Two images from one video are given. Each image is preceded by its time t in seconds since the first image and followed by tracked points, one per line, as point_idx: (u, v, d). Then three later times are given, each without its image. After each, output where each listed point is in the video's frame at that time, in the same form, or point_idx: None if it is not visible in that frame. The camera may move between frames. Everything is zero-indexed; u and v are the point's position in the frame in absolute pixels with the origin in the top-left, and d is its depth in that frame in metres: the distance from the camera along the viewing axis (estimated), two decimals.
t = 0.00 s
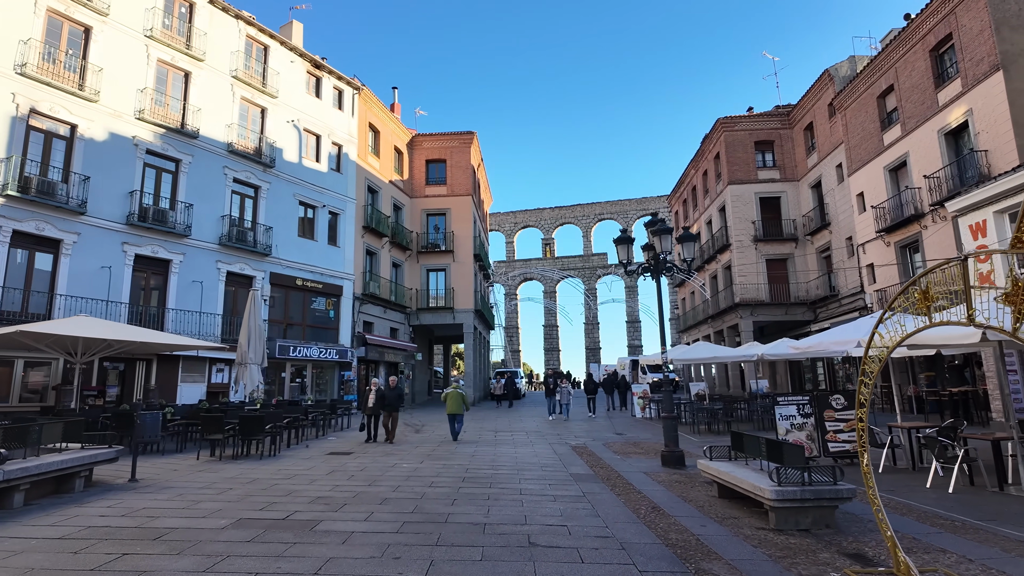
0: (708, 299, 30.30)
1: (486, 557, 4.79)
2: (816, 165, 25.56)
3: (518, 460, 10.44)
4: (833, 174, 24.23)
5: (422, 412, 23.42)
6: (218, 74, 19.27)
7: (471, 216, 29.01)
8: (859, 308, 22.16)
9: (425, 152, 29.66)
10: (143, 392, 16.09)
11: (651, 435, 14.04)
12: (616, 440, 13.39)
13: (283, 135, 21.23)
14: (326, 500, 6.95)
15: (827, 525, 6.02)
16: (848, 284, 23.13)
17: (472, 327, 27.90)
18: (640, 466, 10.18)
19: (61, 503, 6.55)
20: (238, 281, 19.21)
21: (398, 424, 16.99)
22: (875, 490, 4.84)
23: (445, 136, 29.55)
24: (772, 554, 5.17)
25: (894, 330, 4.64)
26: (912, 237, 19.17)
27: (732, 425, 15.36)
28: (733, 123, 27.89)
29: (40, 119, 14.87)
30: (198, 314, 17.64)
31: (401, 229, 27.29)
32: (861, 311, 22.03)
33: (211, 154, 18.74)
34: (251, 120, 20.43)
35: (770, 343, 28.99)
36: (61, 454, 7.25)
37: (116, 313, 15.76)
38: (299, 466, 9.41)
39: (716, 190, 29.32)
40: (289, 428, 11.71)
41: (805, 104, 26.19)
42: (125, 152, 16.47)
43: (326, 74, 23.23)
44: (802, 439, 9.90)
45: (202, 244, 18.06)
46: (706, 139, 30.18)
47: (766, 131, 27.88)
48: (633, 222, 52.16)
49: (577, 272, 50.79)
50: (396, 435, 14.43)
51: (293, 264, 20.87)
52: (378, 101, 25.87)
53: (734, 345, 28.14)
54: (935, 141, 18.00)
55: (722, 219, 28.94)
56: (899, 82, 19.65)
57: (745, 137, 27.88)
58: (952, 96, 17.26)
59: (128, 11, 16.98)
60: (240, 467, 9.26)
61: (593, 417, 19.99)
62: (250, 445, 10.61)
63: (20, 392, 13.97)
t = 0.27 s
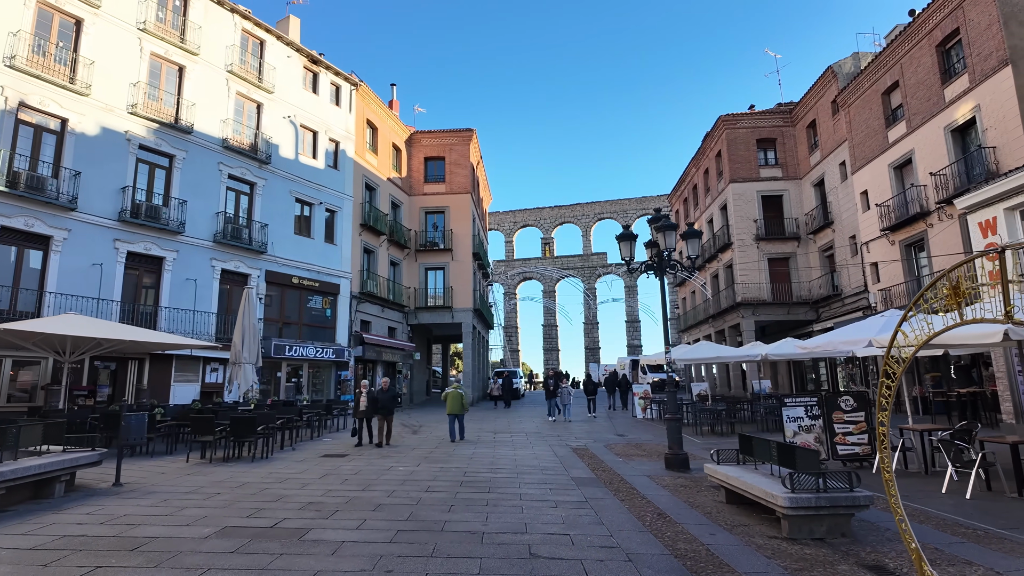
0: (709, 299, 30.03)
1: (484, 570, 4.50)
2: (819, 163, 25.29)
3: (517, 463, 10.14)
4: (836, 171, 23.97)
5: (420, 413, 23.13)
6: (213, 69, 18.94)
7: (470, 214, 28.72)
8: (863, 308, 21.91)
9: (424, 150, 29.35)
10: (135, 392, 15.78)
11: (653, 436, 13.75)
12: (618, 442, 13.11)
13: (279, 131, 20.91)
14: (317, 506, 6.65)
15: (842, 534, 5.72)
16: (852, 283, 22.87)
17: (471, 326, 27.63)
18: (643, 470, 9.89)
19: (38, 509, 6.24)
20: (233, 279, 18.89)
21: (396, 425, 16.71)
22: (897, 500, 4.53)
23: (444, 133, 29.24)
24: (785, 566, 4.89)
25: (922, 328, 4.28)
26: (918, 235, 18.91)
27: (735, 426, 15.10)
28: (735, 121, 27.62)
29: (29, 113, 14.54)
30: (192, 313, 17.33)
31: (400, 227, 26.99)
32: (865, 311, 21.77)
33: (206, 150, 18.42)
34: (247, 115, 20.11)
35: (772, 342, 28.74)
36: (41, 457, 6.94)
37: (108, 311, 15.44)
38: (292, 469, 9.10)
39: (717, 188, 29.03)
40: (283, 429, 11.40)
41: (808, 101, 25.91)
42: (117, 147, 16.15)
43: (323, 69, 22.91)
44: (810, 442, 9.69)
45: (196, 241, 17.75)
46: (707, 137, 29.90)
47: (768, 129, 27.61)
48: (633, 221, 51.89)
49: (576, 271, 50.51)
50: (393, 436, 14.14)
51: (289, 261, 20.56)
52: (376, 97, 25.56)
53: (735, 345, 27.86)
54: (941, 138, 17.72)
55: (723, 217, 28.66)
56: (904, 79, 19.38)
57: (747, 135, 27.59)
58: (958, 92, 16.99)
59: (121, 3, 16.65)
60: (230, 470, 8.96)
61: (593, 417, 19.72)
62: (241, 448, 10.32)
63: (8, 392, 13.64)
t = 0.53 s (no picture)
0: (710, 297, 29.77)
1: None
2: (821, 160, 25.02)
3: (515, 464, 9.85)
4: (838, 168, 23.70)
5: (418, 413, 22.85)
6: (207, 64, 18.64)
7: (469, 213, 28.44)
8: (866, 306, 21.64)
9: (422, 147, 29.06)
10: (127, 392, 15.49)
11: (654, 437, 13.47)
12: (619, 442, 12.82)
13: (274, 127, 20.62)
14: (305, 510, 6.36)
15: (856, 538, 5.44)
16: (855, 281, 22.61)
17: (469, 326, 27.36)
18: (644, 471, 9.62)
19: (12, 514, 5.94)
20: (227, 277, 18.60)
21: (392, 425, 16.43)
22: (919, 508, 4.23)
23: (442, 130, 28.96)
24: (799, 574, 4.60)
25: (946, 322, 3.89)
26: (922, 232, 18.64)
27: (738, 426, 14.83)
28: (736, 118, 27.35)
29: (18, 107, 14.23)
30: (186, 311, 17.04)
31: (397, 225, 26.70)
32: (868, 309, 21.51)
33: (200, 146, 18.12)
34: (242, 111, 19.81)
35: (773, 342, 28.47)
36: (18, 459, 6.64)
37: (98, 310, 15.14)
38: (282, 470, 8.81)
39: (718, 186, 28.77)
40: (275, 429, 11.11)
41: (810, 98, 25.65)
42: (109, 142, 15.85)
43: (319, 65, 22.62)
44: (817, 442, 9.38)
45: (189, 238, 17.45)
46: (708, 134, 29.62)
47: (769, 126, 27.34)
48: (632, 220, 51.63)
49: (576, 271, 50.24)
50: (389, 436, 13.86)
51: (284, 259, 20.27)
52: (373, 93, 25.27)
53: (736, 344, 27.57)
54: (946, 133, 17.45)
55: (724, 215, 28.39)
56: (909, 74, 19.11)
57: (749, 132, 27.32)
58: (965, 86, 16.71)
59: None
60: (219, 472, 8.67)
61: (593, 417, 19.44)
62: (229, 449, 10.02)
63: None
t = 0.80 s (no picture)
0: (711, 296, 29.47)
1: None
2: (823, 157, 24.72)
3: (512, 468, 9.54)
4: (841, 165, 23.40)
5: (415, 413, 22.55)
6: (200, 59, 18.31)
7: (467, 211, 28.12)
8: (870, 305, 21.35)
9: (420, 145, 28.73)
10: (116, 394, 15.17)
11: (655, 438, 13.17)
12: (619, 444, 12.53)
13: (269, 124, 20.30)
14: (290, 519, 6.06)
15: (871, 551, 5.13)
16: (858, 280, 22.31)
17: (467, 326, 27.05)
18: (645, 474, 9.33)
19: None
20: (220, 276, 18.28)
21: (388, 427, 16.13)
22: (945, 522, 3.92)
23: (440, 128, 28.63)
24: None
25: (974, 321, 3.43)
26: (928, 230, 18.34)
27: (741, 427, 14.52)
28: (737, 115, 27.03)
29: (4, 102, 13.90)
30: (177, 311, 16.72)
31: (394, 223, 26.37)
32: (871, 308, 21.21)
33: (192, 142, 17.80)
34: (235, 107, 19.48)
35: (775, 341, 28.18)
36: None
37: (87, 309, 14.82)
38: (271, 475, 8.51)
39: (719, 184, 28.46)
40: (266, 432, 10.83)
41: (812, 94, 25.33)
42: (98, 138, 15.53)
43: (315, 61, 22.30)
44: (825, 444, 9.18)
45: (181, 237, 17.13)
46: (709, 132, 29.31)
47: (771, 123, 27.02)
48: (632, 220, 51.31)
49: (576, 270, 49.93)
50: (384, 438, 13.55)
51: (279, 258, 19.95)
52: (369, 90, 24.93)
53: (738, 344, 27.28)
54: (952, 129, 17.15)
55: (725, 213, 28.08)
56: (913, 68, 18.80)
57: (750, 129, 27.02)
58: (971, 80, 16.41)
59: None
60: (205, 477, 8.36)
61: (593, 418, 19.16)
62: (217, 453, 9.72)
63: None
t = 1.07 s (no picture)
0: (714, 295, 29.17)
1: None
2: (828, 154, 24.41)
3: (512, 468, 9.21)
4: (846, 162, 23.07)
5: (414, 413, 22.24)
6: (195, 52, 18.00)
7: (466, 209, 27.80)
8: (876, 303, 21.03)
9: (419, 141, 28.41)
10: (108, 392, 14.84)
11: (659, 439, 12.85)
12: (622, 444, 12.20)
13: (265, 119, 19.98)
14: (277, 524, 5.74)
15: (895, 559, 4.80)
16: (863, 278, 21.99)
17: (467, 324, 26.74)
18: (650, 476, 9.01)
19: None
20: (215, 273, 17.97)
21: (386, 426, 15.82)
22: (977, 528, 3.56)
23: (439, 124, 28.30)
24: None
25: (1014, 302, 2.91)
26: (936, 226, 18.01)
27: (746, 427, 14.20)
28: (740, 111, 26.70)
29: None
30: (171, 308, 16.40)
31: (393, 221, 26.06)
32: (877, 306, 20.89)
33: (187, 137, 17.49)
34: (231, 102, 19.17)
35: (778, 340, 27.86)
36: None
37: (79, 306, 14.51)
38: (261, 476, 8.19)
39: (722, 181, 28.13)
40: (259, 432, 10.54)
41: (817, 90, 25.00)
42: (90, 132, 15.22)
43: (312, 56, 21.99)
44: (836, 445, 8.83)
45: (176, 233, 16.82)
46: (712, 128, 28.98)
47: (774, 119, 26.69)
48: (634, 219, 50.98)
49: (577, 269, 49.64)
50: (381, 438, 13.23)
51: (275, 255, 19.64)
52: (368, 85, 24.60)
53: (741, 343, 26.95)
54: (961, 123, 16.81)
55: (728, 211, 27.76)
56: (921, 62, 18.47)
57: (753, 125, 26.69)
58: (981, 73, 16.09)
59: None
60: (192, 478, 8.04)
61: (594, 418, 18.85)
62: (206, 454, 9.44)
63: None
